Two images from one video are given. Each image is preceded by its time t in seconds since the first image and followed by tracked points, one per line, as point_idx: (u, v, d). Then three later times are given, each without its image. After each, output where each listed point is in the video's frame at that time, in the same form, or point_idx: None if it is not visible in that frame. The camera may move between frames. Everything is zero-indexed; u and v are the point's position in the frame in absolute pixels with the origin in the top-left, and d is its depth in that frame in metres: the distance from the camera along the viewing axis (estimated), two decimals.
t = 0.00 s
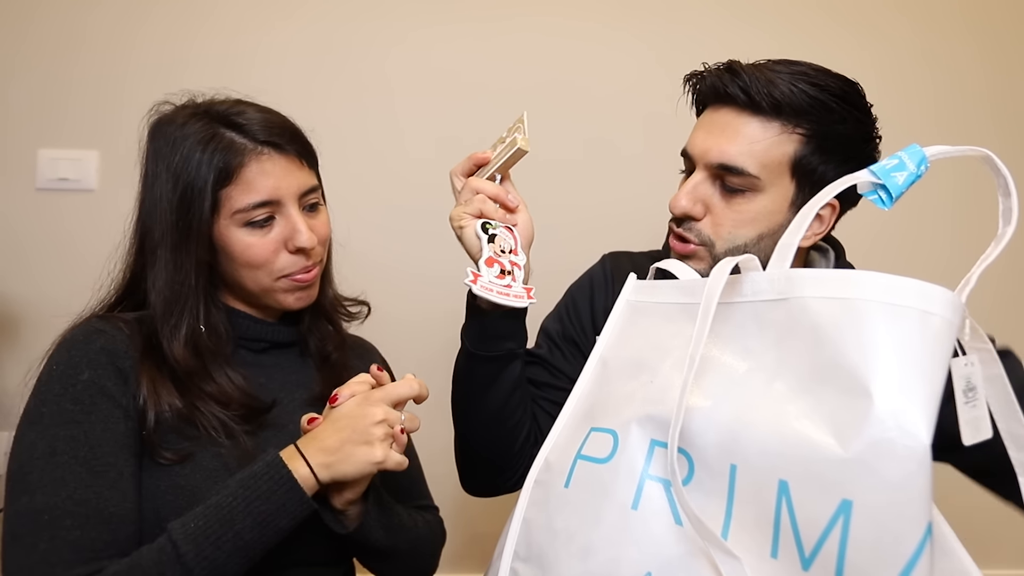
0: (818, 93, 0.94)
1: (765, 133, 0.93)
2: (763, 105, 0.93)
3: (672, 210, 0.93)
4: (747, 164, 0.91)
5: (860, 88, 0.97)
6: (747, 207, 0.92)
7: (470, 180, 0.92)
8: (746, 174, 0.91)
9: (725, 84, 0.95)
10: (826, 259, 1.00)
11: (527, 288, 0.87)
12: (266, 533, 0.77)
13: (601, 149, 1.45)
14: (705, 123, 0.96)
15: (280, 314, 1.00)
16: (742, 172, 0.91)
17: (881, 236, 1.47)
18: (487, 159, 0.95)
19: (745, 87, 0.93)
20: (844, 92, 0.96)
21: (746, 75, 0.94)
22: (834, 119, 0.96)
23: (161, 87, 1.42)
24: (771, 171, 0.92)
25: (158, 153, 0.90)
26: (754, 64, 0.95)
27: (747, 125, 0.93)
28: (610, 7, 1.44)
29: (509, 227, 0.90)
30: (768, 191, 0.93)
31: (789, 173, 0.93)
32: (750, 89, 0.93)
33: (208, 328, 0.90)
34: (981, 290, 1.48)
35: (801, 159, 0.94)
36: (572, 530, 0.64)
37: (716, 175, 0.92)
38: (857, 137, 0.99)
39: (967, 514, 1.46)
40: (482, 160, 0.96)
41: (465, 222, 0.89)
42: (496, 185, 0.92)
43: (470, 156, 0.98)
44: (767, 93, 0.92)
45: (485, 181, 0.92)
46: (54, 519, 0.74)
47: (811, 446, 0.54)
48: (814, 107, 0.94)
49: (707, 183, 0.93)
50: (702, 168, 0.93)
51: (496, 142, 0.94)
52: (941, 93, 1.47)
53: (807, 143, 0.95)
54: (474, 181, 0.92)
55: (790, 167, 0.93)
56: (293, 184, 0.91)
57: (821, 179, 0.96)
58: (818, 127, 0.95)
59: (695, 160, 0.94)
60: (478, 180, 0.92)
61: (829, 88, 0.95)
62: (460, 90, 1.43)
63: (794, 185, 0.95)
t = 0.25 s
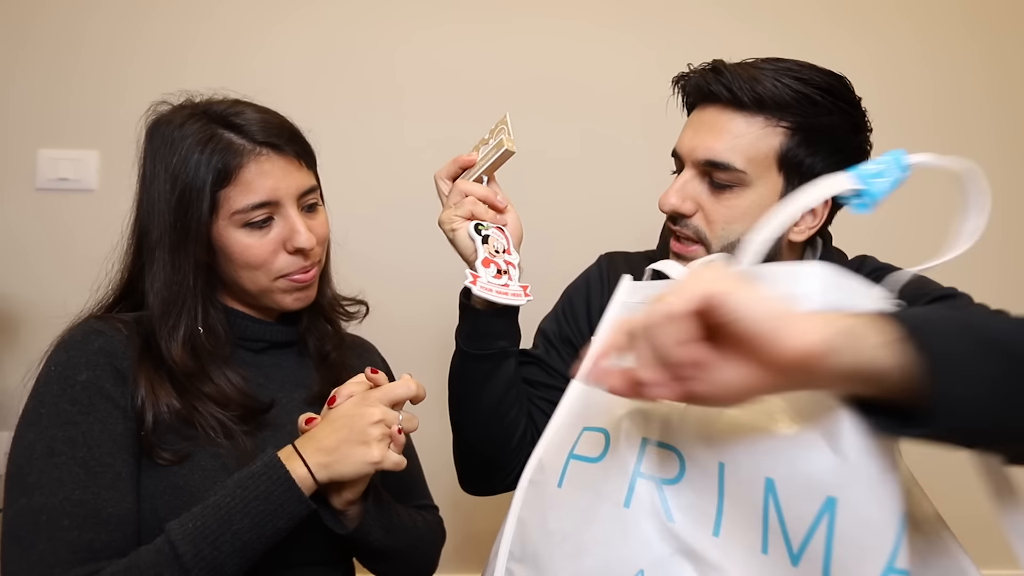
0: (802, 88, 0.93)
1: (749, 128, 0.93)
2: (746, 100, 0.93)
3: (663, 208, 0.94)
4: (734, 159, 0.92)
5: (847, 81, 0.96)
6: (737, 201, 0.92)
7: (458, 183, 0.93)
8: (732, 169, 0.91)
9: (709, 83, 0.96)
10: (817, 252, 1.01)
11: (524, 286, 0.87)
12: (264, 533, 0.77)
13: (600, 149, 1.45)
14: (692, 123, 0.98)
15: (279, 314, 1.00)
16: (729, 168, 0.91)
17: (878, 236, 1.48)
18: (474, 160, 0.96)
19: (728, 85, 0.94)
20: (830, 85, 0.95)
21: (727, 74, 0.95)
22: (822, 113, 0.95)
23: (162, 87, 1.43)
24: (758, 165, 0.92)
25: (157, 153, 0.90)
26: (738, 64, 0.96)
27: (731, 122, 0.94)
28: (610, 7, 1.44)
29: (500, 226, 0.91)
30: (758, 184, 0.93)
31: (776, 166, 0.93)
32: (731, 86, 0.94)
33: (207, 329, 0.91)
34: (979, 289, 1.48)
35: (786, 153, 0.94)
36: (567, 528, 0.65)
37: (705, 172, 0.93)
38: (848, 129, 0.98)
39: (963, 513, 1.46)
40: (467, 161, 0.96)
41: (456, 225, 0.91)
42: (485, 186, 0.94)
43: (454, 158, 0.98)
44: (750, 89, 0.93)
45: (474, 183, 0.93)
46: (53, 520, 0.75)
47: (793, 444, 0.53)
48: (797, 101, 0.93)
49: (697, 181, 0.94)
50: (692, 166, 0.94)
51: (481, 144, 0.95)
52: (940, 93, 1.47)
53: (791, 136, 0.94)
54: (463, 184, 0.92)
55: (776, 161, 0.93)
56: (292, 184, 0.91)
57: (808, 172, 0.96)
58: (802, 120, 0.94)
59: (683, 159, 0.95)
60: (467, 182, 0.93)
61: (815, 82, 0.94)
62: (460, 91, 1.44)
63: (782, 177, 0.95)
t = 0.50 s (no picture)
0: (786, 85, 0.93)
1: (734, 125, 0.93)
2: (730, 98, 0.94)
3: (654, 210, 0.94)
4: (724, 157, 0.92)
5: (832, 77, 0.95)
6: (726, 198, 0.93)
7: (451, 187, 0.94)
8: (721, 167, 0.93)
9: (694, 85, 0.97)
10: (814, 253, 1.02)
11: (516, 291, 0.85)
12: (262, 533, 0.78)
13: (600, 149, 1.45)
14: (683, 124, 0.98)
15: (278, 314, 1.00)
16: (717, 166, 0.92)
17: (878, 237, 1.48)
18: (466, 165, 0.97)
19: (713, 86, 0.95)
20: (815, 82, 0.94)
21: (713, 76, 0.95)
22: (807, 109, 0.94)
23: (163, 87, 1.43)
24: (748, 163, 0.93)
25: (155, 153, 0.90)
26: (724, 66, 0.96)
27: (718, 120, 0.94)
28: (610, 8, 1.45)
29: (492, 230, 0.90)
30: (746, 181, 0.94)
31: (764, 163, 0.94)
32: (717, 87, 0.94)
33: (205, 330, 0.91)
34: (978, 289, 1.49)
35: (775, 150, 0.94)
36: (558, 522, 0.73)
37: (694, 172, 0.94)
38: (835, 125, 0.97)
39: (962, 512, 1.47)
40: (460, 166, 0.97)
41: (448, 229, 0.91)
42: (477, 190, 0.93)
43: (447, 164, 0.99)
44: (734, 88, 0.93)
45: (465, 187, 0.93)
46: (51, 520, 0.75)
47: (741, 432, 0.65)
48: (781, 97, 0.93)
49: (686, 181, 0.94)
50: (680, 167, 0.95)
51: (473, 149, 0.96)
52: (940, 94, 1.47)
53: (777, 132, 0.94)
54: (456, 188, 0.93)
55: (763, 157, 0.94)
56: (292, 185, 0.91)
57: (797, 167, 0.95)
58: (788, 116, 0.93)
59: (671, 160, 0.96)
60: (459, 187, 0.94)
61: (800, 79, 0.94)
62: (460, 91, 1.44)
63: (772, 174, 0.95)
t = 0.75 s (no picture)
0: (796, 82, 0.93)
1: (745, 121, 0.93)
2: (744, 94, 0.93)
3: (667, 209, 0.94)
4: (738, 155, 0.92)
5: (838, 76, 0.96)
6: (741, 196, 0.93)
7: (451, 191, 0.93)
8: (736, 164, 0.92)
9: (705, 83, 0.97)
10: (817, 252, 1.02)
11: (520, 296, 0.86)
12: (260, 533, 0.78)
13: (600, 149, 1.45)
14: (691, 122, 0.98)
15: (277, 314, 1.01)
16: (732, 163, 0.92)
17: (878, 236, 1.49)
18: (466, 168, 0.97)
19: (726, 82, 0.94)
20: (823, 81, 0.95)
21: (723, 71, 0.95)
22: (817, 108, 0.95)
23: (163, 87, 1.43)
24: (761, 160, 0.93)
25: (155, 153, 0.90)
26: (733, 63, 0.96)
27: (731, 118, 0.94)
28: (610, 8, 1.45)
29: (494, 235, 0.91)
30: (760, 180, 0.94)
31: (778, 160, 0.94)
32: (730, 83, 0.94)
33: (204, 329, 0.91)
34: (978, 289, 1.49)
35: (788, 147, 0.94)
36: (559, 521, 0.73)
37: (707, 170, 0.94)
38: (845, 122, 0.97)
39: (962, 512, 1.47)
40: (460, 169, 0.97)
41: (450, 234, 0.91)
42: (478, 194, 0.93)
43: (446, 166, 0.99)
44: (748, 84, 0.93)
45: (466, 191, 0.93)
46: (49, 520, 0.75)
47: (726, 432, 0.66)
48: (794, 94, 0.93)
49: (700, 180, 0.94)
50: (694, 165, 0.95)
51: (472, 151, 0.96)
52: (940, 94, 1.47)
53: (790, 130, 0.94)
54: (456, 193, 0.92)
55: (778, 154, 0.94)
56: (291, 185, 0.91)
57: (810, 164, 0.96)
58: (801, 112, 0.94)
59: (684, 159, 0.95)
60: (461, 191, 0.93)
61: (810, 75, 0.94)
62: (460, 91, 1.44)
63: (786, 171, 0.95)
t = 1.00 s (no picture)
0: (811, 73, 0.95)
1: (784, 104, 0.95)
2: (791, 79, 0.95)
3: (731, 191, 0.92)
4: (798, 137, 0.93)
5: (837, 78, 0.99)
6: (800, 178, 0.94)
7: (452, 194, 0.93)
8: (798, 145, 0.93)
9: (724, 71, 0.98)
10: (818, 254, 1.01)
11: (516, 301, 0.85)
12: (258, 533, 0.78)
13: (600, 149, 1.45)
14: (734, 106, 0.97)
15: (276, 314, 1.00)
16: (792, 144, 0.93)
17: (878, 236, 1.49)
18: (467, 172, 0.97)
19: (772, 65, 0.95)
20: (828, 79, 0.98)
21: (764, 56, 0.96)
22: (825, 105, 0.97)
23: (163, 87, 1.43)
24: (815, 143, 0.95)
25: (155, 153, 0.90)
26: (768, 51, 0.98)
27: (757, 99, 0.96)
28: (610, 8, 1.45)
29: (493, 239, 0.90)
30: (813, 163, 0.96)
31: (823, 144, 0.97)
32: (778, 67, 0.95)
33: (203, 329, 0.91)
34: (978, 289, 1.49)
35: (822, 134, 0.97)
36: (559, 523, 0.73)
37: (768, 152, 0.94)
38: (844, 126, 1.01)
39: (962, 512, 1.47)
40: (461, 173, 0.97)
41: (449, 238, 0.91)
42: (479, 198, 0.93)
43: (447, 170, 0.99)
44: (792, 69, 0.95)
45: (467, 195, 0.93)
46: (48, 519, 0.75)
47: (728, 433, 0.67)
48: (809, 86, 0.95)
49: (760, 162, 0.94)
50: (752, 148, 0.94)
51: (474, 154, 0.96)
52: (940, 94, 1.47)
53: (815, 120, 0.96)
54: (457, 196, 0.92)
55: (822, 140, 0.97)
56: (291, 185, 0.91)
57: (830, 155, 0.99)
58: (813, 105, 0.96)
59: (741, 142, 0.94)
60: (461, 195, 0.93)
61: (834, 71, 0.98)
62: (460, 91, 1.44)
63: (826, 156, 0.98)
